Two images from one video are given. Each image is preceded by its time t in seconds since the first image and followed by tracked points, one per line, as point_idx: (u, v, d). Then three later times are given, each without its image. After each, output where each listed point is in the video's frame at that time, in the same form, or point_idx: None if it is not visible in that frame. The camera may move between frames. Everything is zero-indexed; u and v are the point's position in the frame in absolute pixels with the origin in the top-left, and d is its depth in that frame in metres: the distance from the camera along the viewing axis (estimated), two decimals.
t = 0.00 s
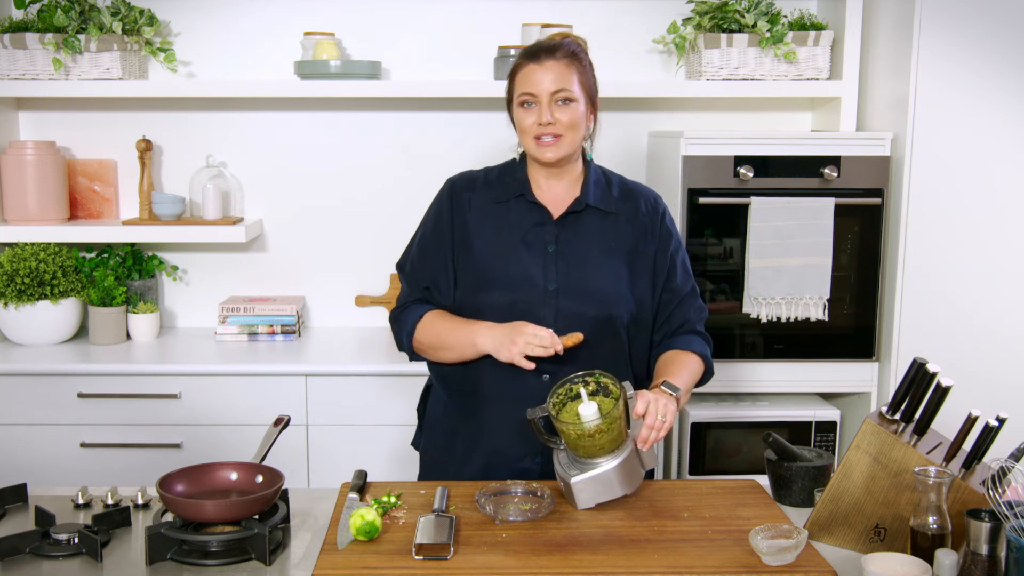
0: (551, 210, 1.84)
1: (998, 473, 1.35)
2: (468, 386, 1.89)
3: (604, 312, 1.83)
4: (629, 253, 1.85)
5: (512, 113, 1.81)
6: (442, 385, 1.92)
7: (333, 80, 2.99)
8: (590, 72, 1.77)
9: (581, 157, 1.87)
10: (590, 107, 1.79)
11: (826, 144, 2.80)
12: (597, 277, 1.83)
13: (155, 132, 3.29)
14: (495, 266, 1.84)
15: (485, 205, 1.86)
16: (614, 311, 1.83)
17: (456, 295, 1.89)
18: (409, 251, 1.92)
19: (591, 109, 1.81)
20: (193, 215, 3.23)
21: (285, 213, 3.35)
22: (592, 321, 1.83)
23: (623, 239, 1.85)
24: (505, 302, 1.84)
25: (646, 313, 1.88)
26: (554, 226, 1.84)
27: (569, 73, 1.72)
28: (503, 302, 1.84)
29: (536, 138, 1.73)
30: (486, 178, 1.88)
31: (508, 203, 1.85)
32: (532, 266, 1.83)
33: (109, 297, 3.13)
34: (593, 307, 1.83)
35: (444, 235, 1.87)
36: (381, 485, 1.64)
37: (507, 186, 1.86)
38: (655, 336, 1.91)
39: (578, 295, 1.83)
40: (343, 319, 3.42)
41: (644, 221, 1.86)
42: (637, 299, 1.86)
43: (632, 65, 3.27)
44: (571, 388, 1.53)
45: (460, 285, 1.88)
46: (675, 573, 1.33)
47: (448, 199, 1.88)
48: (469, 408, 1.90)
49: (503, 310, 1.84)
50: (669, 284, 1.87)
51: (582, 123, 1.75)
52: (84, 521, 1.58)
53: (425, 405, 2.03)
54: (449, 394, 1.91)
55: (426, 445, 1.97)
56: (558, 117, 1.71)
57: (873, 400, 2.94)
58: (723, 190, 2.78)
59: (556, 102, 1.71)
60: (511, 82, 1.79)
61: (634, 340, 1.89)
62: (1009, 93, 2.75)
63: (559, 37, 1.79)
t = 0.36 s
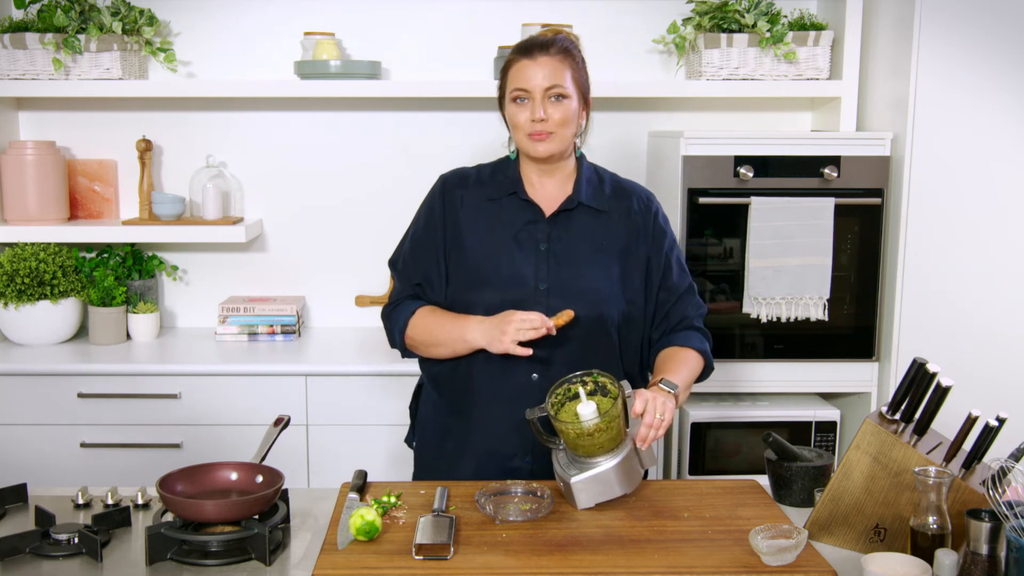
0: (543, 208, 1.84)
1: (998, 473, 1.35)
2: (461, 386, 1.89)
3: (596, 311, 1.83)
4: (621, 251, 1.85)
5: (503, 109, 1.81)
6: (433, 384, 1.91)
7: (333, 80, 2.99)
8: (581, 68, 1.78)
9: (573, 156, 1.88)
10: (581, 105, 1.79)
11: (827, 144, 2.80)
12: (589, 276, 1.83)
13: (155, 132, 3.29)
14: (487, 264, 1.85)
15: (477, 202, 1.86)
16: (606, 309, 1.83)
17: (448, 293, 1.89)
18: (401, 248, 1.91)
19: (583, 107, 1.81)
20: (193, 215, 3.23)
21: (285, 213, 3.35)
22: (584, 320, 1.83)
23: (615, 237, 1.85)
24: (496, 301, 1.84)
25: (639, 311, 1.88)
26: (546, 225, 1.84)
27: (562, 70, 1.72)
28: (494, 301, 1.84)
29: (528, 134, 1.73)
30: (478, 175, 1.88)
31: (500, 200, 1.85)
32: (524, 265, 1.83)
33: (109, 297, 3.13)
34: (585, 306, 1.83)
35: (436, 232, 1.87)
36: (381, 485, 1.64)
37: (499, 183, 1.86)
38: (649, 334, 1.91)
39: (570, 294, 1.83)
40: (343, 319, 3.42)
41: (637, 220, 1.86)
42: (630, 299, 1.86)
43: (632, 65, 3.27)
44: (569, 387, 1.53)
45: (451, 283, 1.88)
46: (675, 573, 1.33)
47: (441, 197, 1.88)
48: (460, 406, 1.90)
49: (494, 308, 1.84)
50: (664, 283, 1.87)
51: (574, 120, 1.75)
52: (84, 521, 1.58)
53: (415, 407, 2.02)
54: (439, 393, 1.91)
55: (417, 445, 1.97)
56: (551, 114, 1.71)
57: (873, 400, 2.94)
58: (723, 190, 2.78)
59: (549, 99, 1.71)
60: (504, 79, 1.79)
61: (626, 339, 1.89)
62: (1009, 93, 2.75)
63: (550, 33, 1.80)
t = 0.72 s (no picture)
0: (532, 203, 1.85)
1: (998, 473, 1.35)
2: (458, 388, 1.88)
3: (593, 303, 1.83)
4: (612, 241, 1.86)
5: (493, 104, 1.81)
6: (428, 387, 1.91)
7: (333, 80, 2.99)
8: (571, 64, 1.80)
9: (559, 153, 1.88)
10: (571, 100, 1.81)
11: (827, 144, 2.80)
12: (583, 268, 1.83)
13: (155, 132, 3.29)
14: (480, 264, 1.84)
15: (465, 204, 1.85)
16: (603, 300, 1.83)
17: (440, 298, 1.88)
18: (389, 256, 1.90)
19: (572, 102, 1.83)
20: (193, 215, 3.23)
21: (285, 213, 3.35)
22: (581, 312, 1.83)
23: (605, 228, 1.86)
24: (494, 299, 1.83)
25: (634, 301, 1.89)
26: (537, 220, 1.84)
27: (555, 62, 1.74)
28: (491, 300, 1.83)
29: (524, 124, 1.73)
30: (463, 177, 1.88)
31: (488, 200, 1.85)
32: (519, 261, 1.83)
33: (109, 297, 3.13)
34: (582, 299, 1.83)
35: (423, 237, 1.87)
36: (381, 485, 1.64)
37: (485, 183, 1.86)
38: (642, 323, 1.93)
39: (566, 287, 1.83)
40: (343, 319, 3.41)
41: (624, 210, 1.88)
42: (624, 288, 1.87)
43: (632, 65, 3.27)
44: (570, 388, 1.53)
45: (443, 286, 1.87)
46: (675, 573, 1.33)
47: (427, 201, 1.88)
48: (461, 406, 1.89)
49: (492, 307, 1.83)
50: (655, 271, 1.89)
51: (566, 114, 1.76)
52: (84, 522, 1.58)
53: (410, 408, 2.01)
54: (438, 394, 1.90)
55: (417, 447, 1.95)
56: (548, 104, 1.71)
57: (873, 400, 2.94)
58: (723, 190, 2.78)
59: (544, 89, 1.72)
60: (492, 74, 1.79)
61: (625, 330, 1.89)
62: (1009, 93, 2.75)
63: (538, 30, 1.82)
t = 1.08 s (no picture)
0: (534, 201, 1.85)
1: (998, 473, 1.35)
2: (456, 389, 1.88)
3: (595, 301, 1.83)
4: (614, 240, 1.87)
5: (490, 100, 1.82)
6: (426, 389, 1.91)
7: (333, 80, 2.99)
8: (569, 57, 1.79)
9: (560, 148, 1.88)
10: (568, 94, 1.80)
11: (827, 144, 2.80)
12: (585, 266, 1.83)
13: (155, 132, 3.29)
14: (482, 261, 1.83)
15: (467, 202, 1.85)
16: (606, 300, 1.83)
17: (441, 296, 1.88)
18: (388, 254, 1.89)
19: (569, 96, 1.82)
20: (193, 215, 3.24)
21: (285, 213, 3.35)
22: (584, 312, 1.83)
23: (608, 226, 1.86)
24: (496, 297, 1.83)
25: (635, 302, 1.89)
26: (539, 217, 1.84)
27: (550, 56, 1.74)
28: (493, 298, 1.83)
29: (518, 119, 1.73)
30: (464, 175, 1.88)
31: (490, 197, 1.85)
32: (521, 259, 1.83)
33: (109, 297, 3.13)
34: (584, 297, 1.83)
35: (425, 234, 1.86)
36: (381, 485, 1.64)
37: (487, 181, 1.85)
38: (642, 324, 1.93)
39: (568, 286, 1.83)
40: (343, 319, 3.41)
41: (625, 209, 1.88)
42: (626, 288, 1.87)
43: (632, 65, 3.27)
44: (565, 388, 1.53)
45: (444, 284, 1.87)
46: (675, 573, 1.33)
47: (428, 200, 1.87)
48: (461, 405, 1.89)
49: (494, 305, 1.83)
50: (655, 272, 1.90)
51: (563, 108, 1.76)
52: (84, 522, 1.58)
53: (404, 409, 2.01)
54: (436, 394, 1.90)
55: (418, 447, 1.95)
56: (542, 99, 1.71)
57: (873, 400, 2.94)
58: (723, 190, 2.78)
59: (539, 84, 1.72)
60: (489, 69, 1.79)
61: (626, 331, 1.90)
62: (1009, 93, 2.75)
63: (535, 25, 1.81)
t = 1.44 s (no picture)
0: (530, 197, 1.85)
1: (998, 473, 1.35)
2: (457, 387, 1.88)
3: (590, 298, 1.83)
4: (611, 236, 1.86)
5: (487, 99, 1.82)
6: (428, 389, 1.90)
7: (333, 80, 2.99)
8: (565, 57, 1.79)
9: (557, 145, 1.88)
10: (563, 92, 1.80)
11: (827, 144, 2.80)
12: (580, 263, 1.83)
13: (155, 132, 3.29)
14: (478, 259, 1.83)
15: (462, 200, 1.85)
16: (602, 296, 1.83)
17: (439, 295, 1.88)
18: (385, 254, 1.90)
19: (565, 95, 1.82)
20: (193, 215, 3.23)
21: (285, 213, 3.35)
22: (580, 309, 1.83)
23: (604, 222, 1.86)
24: (491, 295, 1.83)
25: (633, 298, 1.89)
26: (535, 214, 1.84)
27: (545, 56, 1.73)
28: (489, 295, 1.83)
29: (514, 121, 1.73)
30: (460, 174, 1.88)
31: (486, 195, 1.85)
32: (516, 256, 1.83)
33: (109, 297, 3.13)
34: (579, 294, 1.83)
35: (421, 233, 1.87)
36: (381, 485, 1.64)
37: (483, 179, 1.85)
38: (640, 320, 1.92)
39: (564, 284, 1.83)
40: (343, 319, 3.41)
41: (622, 204, 1.88)
42: (622, 284, 1.87)
43: (632, 65, 3.27)
44: (568, 388, 1.53)
45: (441, 282, 1.87)
46: (675, 573, 1.33)
47: (424, 199, 1.87)
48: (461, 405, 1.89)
49: (489, 303, 1.83)
50: (653, 267, 1.90)
51: (559, 107, 1.76)
52: (84, 521, 1.58)
53: (406, 411, 2.00)
54: (435, 395, 1.90)
55: (416, 449, 1.94)
56: (538, 101, 1.71)
57: (873, 400, 2.94)
58: (723, 190, 2.78)
59: (533, 85, 1.72)
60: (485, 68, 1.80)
61: (623, 327, 1.90)
62: (1009, 93, 2.75)
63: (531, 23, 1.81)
